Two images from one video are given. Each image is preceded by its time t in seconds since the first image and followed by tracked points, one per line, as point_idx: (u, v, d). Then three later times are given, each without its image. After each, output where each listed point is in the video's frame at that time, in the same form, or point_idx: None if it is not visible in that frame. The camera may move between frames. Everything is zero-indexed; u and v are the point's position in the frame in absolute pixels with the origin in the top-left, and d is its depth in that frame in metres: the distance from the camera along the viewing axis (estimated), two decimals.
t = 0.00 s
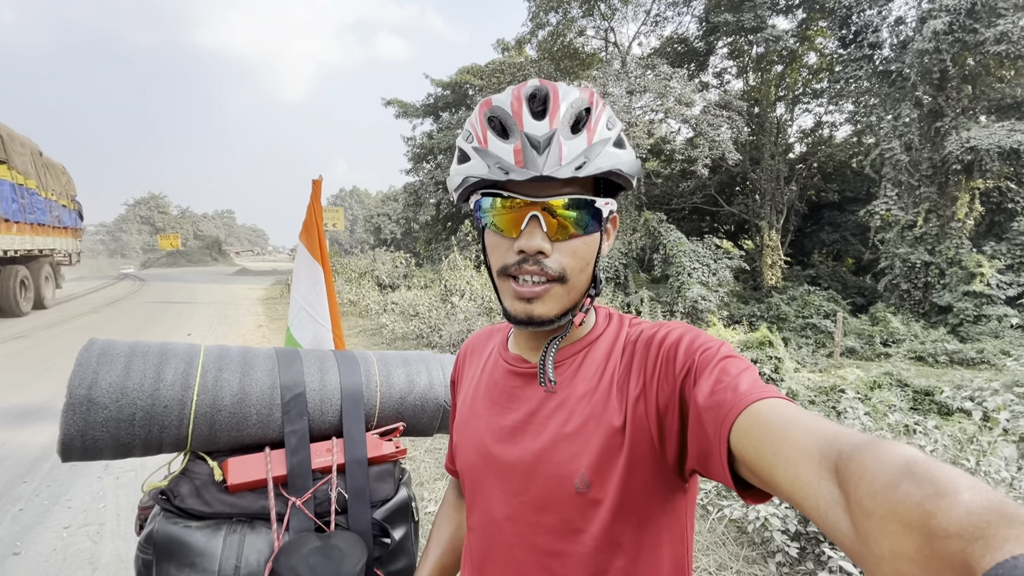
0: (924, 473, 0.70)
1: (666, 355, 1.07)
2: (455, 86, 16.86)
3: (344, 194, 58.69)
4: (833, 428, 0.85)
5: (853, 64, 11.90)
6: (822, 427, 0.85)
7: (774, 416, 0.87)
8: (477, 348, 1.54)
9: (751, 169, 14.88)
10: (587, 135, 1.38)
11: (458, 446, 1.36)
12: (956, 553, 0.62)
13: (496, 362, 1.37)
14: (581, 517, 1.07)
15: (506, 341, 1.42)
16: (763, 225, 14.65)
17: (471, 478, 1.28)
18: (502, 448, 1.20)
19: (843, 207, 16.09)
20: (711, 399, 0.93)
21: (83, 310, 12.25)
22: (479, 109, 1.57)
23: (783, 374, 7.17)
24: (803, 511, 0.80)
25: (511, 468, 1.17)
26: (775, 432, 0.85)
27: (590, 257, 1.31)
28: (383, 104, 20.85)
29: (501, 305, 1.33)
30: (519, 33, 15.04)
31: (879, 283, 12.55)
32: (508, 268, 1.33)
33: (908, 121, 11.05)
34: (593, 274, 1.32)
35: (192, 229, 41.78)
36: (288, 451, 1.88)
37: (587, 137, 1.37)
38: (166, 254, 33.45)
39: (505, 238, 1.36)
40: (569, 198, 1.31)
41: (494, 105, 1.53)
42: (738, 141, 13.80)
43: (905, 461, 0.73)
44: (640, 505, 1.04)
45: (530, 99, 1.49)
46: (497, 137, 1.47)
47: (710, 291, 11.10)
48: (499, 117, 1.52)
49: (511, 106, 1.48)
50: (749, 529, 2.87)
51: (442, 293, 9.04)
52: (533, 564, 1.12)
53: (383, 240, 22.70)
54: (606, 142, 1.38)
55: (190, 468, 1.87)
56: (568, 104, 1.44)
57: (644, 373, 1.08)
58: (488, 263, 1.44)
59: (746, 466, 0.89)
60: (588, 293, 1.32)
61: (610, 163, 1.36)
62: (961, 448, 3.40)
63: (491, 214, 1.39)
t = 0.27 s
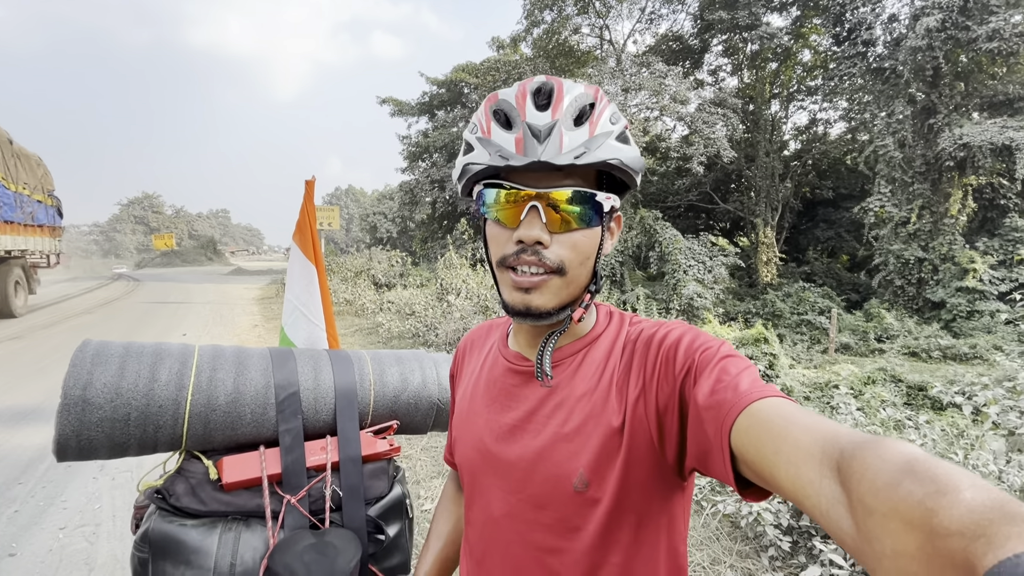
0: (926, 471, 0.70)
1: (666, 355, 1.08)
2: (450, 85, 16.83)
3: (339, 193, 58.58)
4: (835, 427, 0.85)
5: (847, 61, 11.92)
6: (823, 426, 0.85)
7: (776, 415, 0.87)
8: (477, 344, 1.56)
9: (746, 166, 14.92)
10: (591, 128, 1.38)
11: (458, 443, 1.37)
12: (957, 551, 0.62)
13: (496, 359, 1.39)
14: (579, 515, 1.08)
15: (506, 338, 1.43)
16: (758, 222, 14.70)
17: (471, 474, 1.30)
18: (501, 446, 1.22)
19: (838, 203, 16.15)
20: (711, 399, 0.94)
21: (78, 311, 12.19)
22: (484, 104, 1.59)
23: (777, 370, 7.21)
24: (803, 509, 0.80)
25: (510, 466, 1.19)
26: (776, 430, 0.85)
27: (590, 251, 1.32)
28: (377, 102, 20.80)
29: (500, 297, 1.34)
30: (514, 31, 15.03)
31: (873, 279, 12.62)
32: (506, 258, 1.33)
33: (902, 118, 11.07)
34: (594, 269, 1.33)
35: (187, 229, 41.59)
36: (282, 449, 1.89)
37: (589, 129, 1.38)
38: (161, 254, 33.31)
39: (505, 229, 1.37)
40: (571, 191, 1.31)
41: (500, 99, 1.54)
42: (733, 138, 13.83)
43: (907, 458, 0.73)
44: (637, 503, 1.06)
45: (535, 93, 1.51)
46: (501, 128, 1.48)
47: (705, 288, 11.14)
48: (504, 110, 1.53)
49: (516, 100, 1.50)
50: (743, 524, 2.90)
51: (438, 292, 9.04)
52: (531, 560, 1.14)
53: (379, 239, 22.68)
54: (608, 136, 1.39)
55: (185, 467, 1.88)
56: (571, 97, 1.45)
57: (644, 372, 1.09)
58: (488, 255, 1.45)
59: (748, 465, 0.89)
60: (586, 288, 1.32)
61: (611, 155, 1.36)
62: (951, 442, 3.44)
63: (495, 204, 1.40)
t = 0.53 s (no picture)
0: (946, 472, 0.69)
1: (675, 353, 1.06)
2: (445, 83, 16.81)
3: (334, 192, 58.45)
4: (849, 427, 0.83)
5: (840, 59, 11.96)
6: (838, 426, 0.83)
7: (789, 415, 0.85)
8: (485, 339, 1.56)
9: (741, 164, 14.96)
10: (519, 128, 1.30)
11: (464, 439, 1.37)
12: (980, 555, 0.63)
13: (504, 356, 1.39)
14: (583, 513, 1.08)
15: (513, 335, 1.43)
16: (753, 220, 14.76)
17: (476, 470, 1.30)
18: (506, 443, 1.22)
19: (832, 200, 16.23)
20: (722, 399, 0.92)
21: (71, 312, 12.11)
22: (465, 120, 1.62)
23: (773, 367, 7.25)
24: (817, 510, 0.79)
25: (516, 463, 1.19)
26: (790, 430, 0.83)
27: (549, 250, 1.25)
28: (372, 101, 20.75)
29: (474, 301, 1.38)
30: (509, 29, 15.02)
31: (868, 276, 12.69)
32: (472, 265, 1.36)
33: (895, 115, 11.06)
34: (562, 269, 1.26)
35: (181, 229, 41.39)
36: (277, 449, 1.88)
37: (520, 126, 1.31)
38: (155, 254, 33.16)
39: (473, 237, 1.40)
40: (514, 192, 1.27)
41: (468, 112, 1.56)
42: (728, 136, 13.87)
43: (925, 460, 0.71)
44: (642, 502, 1.06)
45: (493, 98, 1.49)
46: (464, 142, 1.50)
47: (701, 286, 11.17)
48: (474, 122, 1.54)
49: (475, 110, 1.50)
50: (738, 520, 2.91)
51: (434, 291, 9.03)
52: (536, 557, 1.14)
53: (374, 238, 22.64)
54: (545, 130, 1.28)
55: (180, 468, 1.87)
56: (518, 96, 1.40)
57: (652, 371, 1.09)
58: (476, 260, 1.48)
59: (759, 467, 0.87)
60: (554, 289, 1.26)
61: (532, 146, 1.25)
62: (944, 437, 3.46)
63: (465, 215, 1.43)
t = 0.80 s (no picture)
0: (939, 491, 0.70)
1: (675, 363, 1.07)
2: (441, 83, 16.79)
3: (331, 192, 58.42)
4: (848, 443, 0.84)
5: (835, 58, 12.00)
6: (836, 441, 0.85)
7: (787, 429, 0.86)
8: (491, 343, 1.58)
9: (737, 162, 15.00)
10: (496, 146, 1.32)
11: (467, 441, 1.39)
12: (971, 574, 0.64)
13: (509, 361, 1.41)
14: (580, 517, 1.09)
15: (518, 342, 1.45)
16: (749, 219, 14.81)
17: (478, 472, 1.31)
18: (507, 445, 1.23)
19: (827, 199, 16.30)
20: (721, 411, 0.93)
21: (67, 314, 12.06)
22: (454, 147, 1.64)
23: (769, 365, 7.29)
24: (812, 525, 0.80)
25: (516, 466, 1.20)
26: (787, 442, 0.84)
27: (538, 261, 1.26)
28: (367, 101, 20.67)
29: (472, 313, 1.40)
30: (505, 29, 15.00)
31: (863, 274, 12.76)
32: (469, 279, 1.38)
33: (890, 114, 11.14)
34: (552, 278, 1.27)
35: (176, 230, 41.23)
36: (278, 454, 1.89)
37: (495, 145, 1.32)
38: (150, 255, 32.98)
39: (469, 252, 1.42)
40: (499, 209, 1.28)
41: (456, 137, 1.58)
42: (724, 135, 13.90)
43: (921, 479, 0.73)
44: (640, 509, 1.07)
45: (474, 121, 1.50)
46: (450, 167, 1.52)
47: (697, 284, 11.20)
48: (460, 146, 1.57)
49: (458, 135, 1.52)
50: (734, 519, 2.94)
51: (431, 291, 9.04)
52: (534, 560, 1.15)
53: (371, 238, 22.61)
54: (518, 147, 1.29)
55: (181, 474, 1.87)
56: (496, 118, 1.41)
57: (652, 380, 1.10)
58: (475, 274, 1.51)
59: (756, 478, 0.88)
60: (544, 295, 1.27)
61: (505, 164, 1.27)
62: (937, 434, 3.49)
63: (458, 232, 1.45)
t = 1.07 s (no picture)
0: (953, 490, 0.70)
1: (683, 362, 1.07)
2: (439, 83, 16.77)
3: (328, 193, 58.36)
4: (857, 441, 0.83)
5: (832, 57, 12.01)
6: (846, 439, 0.84)
7: (796, 428, 0.86)
8: (498, 343, 1.58)
9: (734, 162, 15.02)
10: (509, 141, 1.32)
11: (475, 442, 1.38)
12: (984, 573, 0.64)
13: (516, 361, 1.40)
14: (589, 517, 1.09)
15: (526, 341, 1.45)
16: (747, 218, 14.82)
17: (486, 472, 1.31)
18: (515, 445, 1.23)
19: (825, 198, 16.33)
20: (729, 409, 0.92)
21: (64, 316, 12.02)
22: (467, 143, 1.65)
23: (768, 364, 7.30)
24: (823, 524, 0.80)
25: (524, 466, 1.20)
26: (796, 441, 0.84)
27: (550, 255, 1.25)
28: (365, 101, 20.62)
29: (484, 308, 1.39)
30: (502, 29, 15.00)
31: (860, 272, 12.78)
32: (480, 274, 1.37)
33: (887, 113, 11.18)
34: (563, 274, 1.26)
35: (173, 231, 41.14)
36: (281, 455, 1.88)
37: (508, 140, 1.32)
38: (147, 256, 32.89)
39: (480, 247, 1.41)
40: (512, 204, 1.28)
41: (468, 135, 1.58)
42: (722, 134, 13.90)
43: (932, 477, 0.72)
44: (649, 509, 1.06)
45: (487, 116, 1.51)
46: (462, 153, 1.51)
47: (696, 284, 11.21)
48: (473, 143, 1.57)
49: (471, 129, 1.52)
50: (736, 518, 2.94)
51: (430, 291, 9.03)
52: (543, 561, 1.14)
53: (369, 238, 22.60)
54: (532, 141, 1.29)
55: (184, 475, 1.86)
56: (509, 114, 1.42)
57: (659, 380, 1.09)
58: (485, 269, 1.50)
59: (766, 476, 0.88)
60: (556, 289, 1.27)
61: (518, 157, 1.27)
62: (937, 432, 3.50)
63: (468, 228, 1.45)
